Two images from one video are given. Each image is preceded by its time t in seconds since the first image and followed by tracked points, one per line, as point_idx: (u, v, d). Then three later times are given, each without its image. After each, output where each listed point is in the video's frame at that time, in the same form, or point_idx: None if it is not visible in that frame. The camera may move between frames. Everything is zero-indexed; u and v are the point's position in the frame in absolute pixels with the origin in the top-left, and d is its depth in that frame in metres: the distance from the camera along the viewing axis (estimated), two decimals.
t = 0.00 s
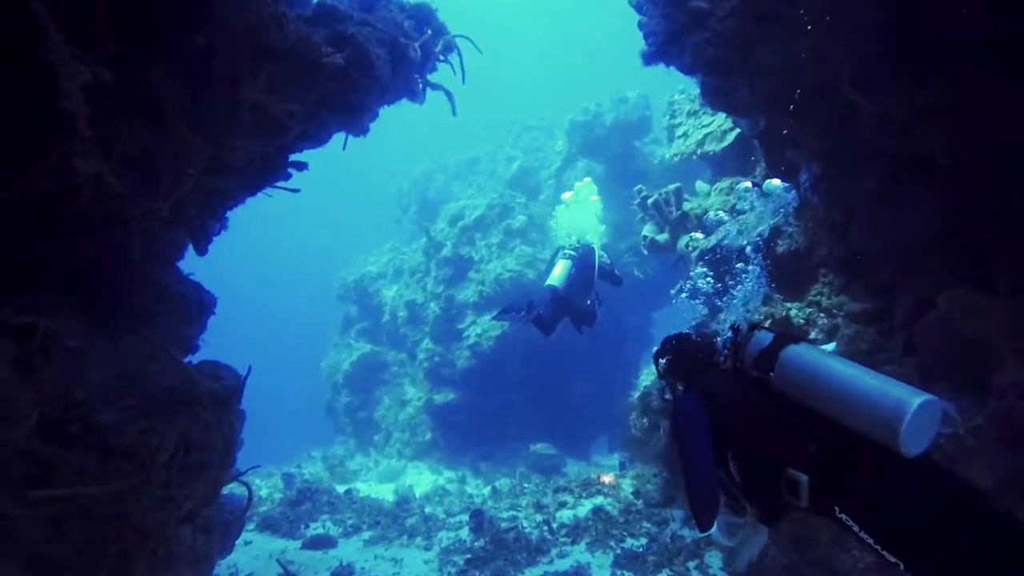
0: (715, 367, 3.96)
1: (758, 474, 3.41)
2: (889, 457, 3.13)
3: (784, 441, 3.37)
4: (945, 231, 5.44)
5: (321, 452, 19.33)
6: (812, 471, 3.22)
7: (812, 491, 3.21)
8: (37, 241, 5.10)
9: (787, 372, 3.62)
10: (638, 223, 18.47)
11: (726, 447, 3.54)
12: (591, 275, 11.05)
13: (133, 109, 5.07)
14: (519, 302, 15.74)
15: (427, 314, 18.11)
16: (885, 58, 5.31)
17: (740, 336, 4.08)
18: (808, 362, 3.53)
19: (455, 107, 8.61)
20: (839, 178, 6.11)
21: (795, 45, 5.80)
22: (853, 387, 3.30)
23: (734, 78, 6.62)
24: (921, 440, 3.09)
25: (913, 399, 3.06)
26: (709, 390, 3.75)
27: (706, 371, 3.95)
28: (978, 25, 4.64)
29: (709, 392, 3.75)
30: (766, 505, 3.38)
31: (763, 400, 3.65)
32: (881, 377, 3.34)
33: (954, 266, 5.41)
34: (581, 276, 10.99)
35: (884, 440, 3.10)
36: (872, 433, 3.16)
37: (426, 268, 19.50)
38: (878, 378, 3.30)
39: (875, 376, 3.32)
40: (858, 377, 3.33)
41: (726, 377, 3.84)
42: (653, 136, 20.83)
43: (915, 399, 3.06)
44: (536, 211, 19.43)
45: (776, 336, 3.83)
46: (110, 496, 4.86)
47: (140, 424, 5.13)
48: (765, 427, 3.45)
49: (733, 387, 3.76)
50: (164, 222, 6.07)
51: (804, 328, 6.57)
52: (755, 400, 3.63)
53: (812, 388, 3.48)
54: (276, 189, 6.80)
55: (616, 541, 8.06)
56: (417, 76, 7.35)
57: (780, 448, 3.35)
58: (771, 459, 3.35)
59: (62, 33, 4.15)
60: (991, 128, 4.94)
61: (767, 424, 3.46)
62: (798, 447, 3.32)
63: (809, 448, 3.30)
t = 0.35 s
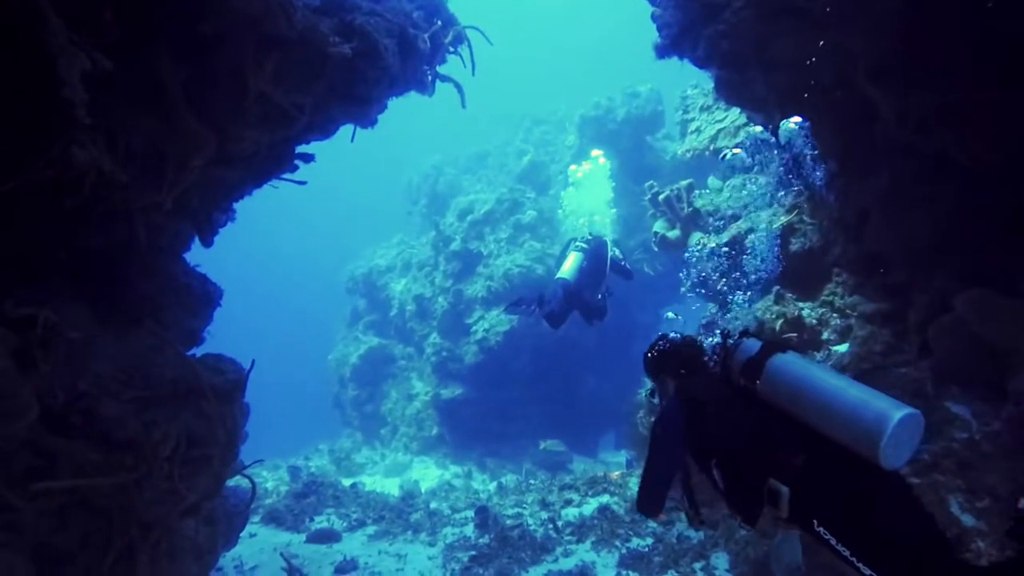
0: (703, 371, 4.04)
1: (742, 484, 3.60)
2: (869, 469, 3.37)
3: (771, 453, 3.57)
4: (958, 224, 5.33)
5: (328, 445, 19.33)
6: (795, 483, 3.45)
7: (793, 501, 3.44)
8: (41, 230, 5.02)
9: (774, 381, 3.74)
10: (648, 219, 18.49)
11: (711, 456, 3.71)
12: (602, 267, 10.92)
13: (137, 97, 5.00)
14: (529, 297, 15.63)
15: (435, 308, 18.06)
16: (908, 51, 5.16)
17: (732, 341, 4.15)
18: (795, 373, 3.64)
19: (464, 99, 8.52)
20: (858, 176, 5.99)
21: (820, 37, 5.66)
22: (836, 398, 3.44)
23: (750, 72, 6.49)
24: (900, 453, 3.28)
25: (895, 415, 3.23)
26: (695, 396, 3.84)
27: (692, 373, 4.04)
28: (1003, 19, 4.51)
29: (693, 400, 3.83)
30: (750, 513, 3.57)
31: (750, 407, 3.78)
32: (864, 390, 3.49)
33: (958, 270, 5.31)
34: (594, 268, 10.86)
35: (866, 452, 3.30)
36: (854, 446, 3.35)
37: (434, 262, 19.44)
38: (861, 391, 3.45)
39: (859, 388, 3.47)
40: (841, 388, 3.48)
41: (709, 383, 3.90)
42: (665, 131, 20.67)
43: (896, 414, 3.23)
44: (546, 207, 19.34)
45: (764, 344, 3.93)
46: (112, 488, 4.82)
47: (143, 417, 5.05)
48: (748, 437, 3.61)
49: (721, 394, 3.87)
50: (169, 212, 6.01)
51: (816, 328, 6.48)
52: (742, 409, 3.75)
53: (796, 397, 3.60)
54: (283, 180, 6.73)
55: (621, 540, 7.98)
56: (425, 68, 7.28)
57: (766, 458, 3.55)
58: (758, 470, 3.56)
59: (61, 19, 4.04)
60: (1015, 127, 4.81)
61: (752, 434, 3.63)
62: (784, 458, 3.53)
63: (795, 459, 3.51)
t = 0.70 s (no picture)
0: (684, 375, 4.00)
1: (712, 490, 3.56)
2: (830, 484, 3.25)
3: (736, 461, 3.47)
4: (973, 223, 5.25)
5: (326, 431, 19.32)
6: (760, 494, 3.34)
7: (756, 511, 3.34)
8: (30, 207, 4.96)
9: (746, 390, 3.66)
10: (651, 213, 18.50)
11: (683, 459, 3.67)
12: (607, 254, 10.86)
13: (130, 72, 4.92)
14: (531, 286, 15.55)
15: (436, 296, 18.00)
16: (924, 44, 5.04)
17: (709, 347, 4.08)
18: (765, 382, 3.56)
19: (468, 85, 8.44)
20: (866, 172, 5.90)
21: (837, 27, 5.56)
22: (802, 409, 3.35)
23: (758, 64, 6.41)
24: (860, 469, 3.17)
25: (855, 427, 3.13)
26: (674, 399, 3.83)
27: (671, 379, 4.02)
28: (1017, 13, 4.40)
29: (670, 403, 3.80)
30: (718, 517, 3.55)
31: (723, 416, 3.70)
32: (830, 403, 3.39)
33: (966, 269, 5.22)
34: (597, 257, 10.76)
35: (825, 465, 3.18)
36: (816, 460, 3.24)
37: (436, 250, 19.36)
38: (827, 405, 3.35)
39: (825, 401, 3.37)
40: (808, 400, 3.38)
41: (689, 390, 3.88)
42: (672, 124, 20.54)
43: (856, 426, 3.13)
44: (550, 197, 19.25)
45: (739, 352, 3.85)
46: (99, 471, 4.77)
47: (133, 399, 4.97)
48: (719, 443, 3.56)
49: (694, 401, 3.81)
50: (163, 192, 5.93)
51: (818, 326, 6.37)
52: (716, 417, 3.70)
53: (764, 406, 3.52)
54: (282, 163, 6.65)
55: (616, 535, 7.92)
56: (429, 51, 7.20)
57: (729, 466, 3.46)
58: (725, 477, 3.48)
59: None
60: None
61: (722, 440, 3.57)
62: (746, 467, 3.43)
63: (758, 470, 3.40)
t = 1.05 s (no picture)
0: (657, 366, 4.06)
1: (672, 486, 3.74)
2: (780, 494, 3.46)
3: (699, 463, 3.67)
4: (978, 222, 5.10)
5: (324, 413, 19.28)
6: (717, 498, 3.57)
7: (714, 512, 3.60)
8: (12, 175, 4.84)
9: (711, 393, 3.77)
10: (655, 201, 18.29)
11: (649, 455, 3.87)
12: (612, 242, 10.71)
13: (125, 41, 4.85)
14: (532, 271, 15.46)
15: (437, 280, 17.90)
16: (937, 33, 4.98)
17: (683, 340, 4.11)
18: (724, 389, 3.67)
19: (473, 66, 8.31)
20: (875, 165, 5.81)
21: (857, 10, 5.43)
22: (754, 421, 3.47)
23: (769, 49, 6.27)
24: (805, 484, 3.31)
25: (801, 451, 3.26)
26: (644, 394, 3.95)
27: (643, 367, 4.11)
28: None
29: (642, 399, 3.94)
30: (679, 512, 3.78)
31: (688, 413, 3.84)
32: (784, 414, 3.51)
33: (972, 269, 5.07)
34: (601, 244, 10.65)
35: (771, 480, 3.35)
36: (766, 472, 3.40)
37: (438, 234, 19.26)
38: (780, 417, 3.47)
39: (779, 413, 3.48)
40: (763, 411, 3.49)
41: (658, 384, 3.97)
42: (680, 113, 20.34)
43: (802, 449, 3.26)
44: (555, 183, 19.11)
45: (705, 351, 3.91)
46: (89, 447, 4.70)
47: (123, 375, 4.94)
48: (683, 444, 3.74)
49: (663, 397, 3.93)
50: (158, 166, 5.84)
51: (823, 320, 6.30)
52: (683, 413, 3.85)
53: (724, 412, 3.63)
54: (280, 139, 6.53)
55: (612, 526, 7.84)
56: (434, 30, 7.08)
57: (691, 468, 3.67)
58: (686, 478, 3.70)
59: None
60: None
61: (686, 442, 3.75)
62: (705, 471, 3.64)
63: (716, 473, 3.61)
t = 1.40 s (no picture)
0: (643, 354, 3.98)
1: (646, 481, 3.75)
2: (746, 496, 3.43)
3: (672, 457, 3.68)
4: (997, 216, 4.99)
5: (329, 398, 19.26)
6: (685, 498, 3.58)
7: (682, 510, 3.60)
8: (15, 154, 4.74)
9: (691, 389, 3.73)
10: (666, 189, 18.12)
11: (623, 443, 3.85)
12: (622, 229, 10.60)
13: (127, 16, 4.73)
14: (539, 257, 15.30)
15: (444, 266, 17.81)
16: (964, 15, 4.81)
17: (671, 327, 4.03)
18: (702, 387, 3.64)
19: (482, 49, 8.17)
20: (895, 152, 5.67)
21: None
22: (728, 422, 3.44)
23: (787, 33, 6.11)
24: (773, 490, 3.30)
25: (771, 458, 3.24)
26: (625, 381, 3.91)
27: (629, 356, 3.99)
28: None
29: (622, 386, 3.89)
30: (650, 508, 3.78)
31: (665, 406, 3.82)
32: (758, 417, 3.47)
33: (990, 262, 4.94)
34: (611, 230, 10.54)
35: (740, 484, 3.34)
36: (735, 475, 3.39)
37: (446, 220, 19.14)
38: (755, 420, 3.43)
39: (754, 416, 3.45)
40: (738, 413, 3.46)
41: (639, 373, 3.92)
42: (692, 100, 20.04)
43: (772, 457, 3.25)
44: (563, 170, 18.97)
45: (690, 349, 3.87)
46: (88, 428, 4.57)
47: (124, 356, 4.82)
48: (660, 436, 3.73)
49: (640, 388, 3.90)
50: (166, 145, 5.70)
51: (836, 311, 6.15)
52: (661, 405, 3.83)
53: (700, 411, 3.61)
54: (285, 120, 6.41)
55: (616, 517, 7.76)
56: (442, 11, 6.94)
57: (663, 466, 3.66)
58: (658, 471, 3.70)
59: None
60: None
61: (661, 436, 3.74)
62: (678, 465, 3.65)
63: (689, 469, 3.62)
